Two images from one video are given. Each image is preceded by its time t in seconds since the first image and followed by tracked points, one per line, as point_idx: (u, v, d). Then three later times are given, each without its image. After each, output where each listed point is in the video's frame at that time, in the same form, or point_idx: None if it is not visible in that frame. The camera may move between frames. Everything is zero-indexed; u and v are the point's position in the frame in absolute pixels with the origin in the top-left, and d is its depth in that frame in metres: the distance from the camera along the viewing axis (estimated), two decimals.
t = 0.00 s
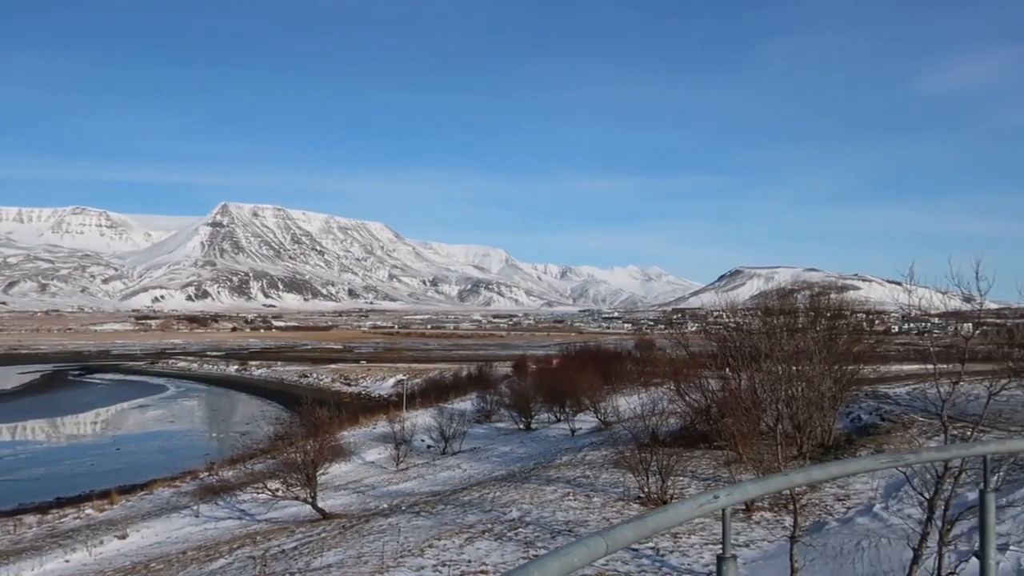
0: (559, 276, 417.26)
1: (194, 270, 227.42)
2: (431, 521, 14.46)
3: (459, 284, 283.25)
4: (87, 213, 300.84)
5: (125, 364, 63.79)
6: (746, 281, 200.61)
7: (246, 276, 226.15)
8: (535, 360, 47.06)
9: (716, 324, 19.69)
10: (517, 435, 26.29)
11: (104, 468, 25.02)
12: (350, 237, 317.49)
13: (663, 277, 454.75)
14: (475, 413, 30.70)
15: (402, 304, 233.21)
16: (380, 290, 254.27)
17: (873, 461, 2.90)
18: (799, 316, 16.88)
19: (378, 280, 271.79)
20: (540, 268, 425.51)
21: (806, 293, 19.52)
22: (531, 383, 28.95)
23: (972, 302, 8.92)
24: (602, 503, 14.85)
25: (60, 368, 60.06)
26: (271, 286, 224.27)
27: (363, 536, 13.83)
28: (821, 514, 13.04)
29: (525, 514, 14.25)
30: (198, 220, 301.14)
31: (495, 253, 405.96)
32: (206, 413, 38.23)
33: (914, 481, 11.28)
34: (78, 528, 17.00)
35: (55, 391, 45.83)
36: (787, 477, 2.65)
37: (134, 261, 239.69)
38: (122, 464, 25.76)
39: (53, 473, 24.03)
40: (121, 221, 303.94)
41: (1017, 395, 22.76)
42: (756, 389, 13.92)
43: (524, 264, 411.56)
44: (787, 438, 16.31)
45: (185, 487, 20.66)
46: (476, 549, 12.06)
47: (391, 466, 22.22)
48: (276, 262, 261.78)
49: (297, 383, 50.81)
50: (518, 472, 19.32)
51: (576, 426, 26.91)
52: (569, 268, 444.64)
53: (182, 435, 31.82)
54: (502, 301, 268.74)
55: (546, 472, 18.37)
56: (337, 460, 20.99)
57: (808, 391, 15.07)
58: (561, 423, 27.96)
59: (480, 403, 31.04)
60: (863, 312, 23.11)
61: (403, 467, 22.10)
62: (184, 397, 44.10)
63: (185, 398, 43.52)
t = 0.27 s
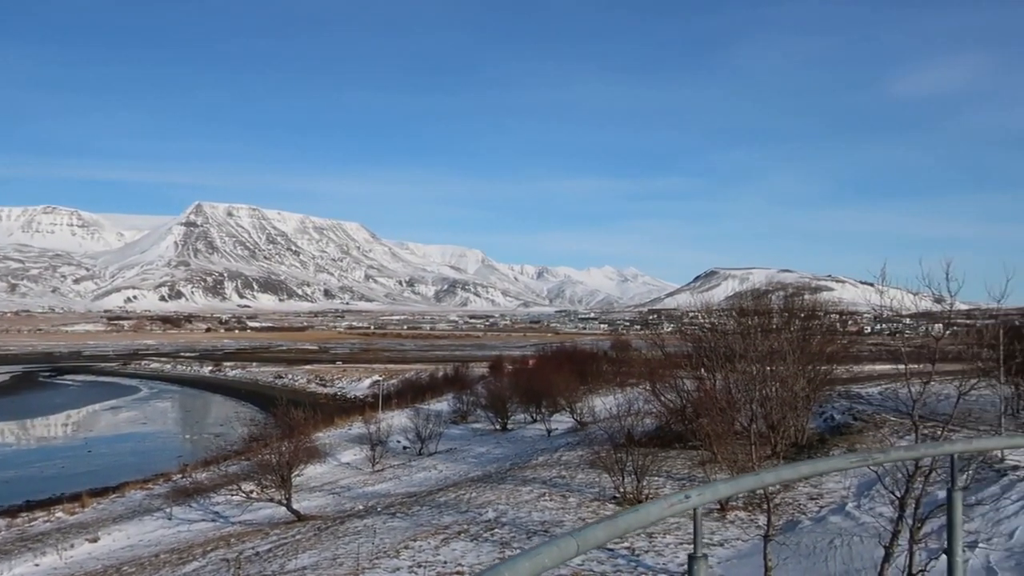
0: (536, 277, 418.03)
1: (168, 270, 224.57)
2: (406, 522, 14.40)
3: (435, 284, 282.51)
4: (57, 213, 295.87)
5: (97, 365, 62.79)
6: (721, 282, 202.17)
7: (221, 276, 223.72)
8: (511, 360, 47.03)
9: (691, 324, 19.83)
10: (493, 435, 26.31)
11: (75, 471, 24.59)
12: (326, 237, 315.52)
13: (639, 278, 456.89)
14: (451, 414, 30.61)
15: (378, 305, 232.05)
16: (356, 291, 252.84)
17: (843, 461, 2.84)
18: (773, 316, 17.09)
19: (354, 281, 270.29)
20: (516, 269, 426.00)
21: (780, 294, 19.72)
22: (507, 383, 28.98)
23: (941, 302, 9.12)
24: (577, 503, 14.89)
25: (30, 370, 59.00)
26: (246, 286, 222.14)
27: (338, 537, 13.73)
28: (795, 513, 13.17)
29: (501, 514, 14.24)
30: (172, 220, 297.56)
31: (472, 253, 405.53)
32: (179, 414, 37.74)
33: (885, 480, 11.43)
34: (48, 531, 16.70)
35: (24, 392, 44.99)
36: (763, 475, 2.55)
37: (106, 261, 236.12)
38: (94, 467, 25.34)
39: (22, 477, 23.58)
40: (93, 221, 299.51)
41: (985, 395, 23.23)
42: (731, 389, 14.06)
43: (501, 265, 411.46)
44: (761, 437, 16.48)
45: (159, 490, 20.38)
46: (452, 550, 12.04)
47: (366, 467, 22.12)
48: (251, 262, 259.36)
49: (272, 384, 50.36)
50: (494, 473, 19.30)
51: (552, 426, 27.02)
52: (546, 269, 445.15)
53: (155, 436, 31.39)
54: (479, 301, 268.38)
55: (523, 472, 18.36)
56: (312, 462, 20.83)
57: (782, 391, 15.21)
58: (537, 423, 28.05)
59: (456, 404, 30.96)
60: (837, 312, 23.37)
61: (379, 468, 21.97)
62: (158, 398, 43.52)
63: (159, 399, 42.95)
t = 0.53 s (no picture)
0: (510, 277, 418.45)
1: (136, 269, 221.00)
2: (379, 523, 14.31)
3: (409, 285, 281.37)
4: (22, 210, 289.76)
5: (63, 366, 61.63)
6: (692, 283, 203.94)
7: (191, 276, 220.65)
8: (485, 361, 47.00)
9: (664, 325, 19.96)
10: (466, 436, 26.26)
11: (40, 474, 24.07)
12: (299, 237, 312.66)
13: (612, 279, 459.28)
14: (423, 414, 30.51)
15: (351, 305, 230.46)
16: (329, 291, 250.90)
17: (810, 459, 2.81)
18: (744, 317, 17.28)
19: (326, 281, 268.20)
20: (490, 269, 426.12)
21: (751, 296, 19.93)
22: (480, 383, 28.97)
23: (909, 304, 9.28)
24: (550, 503, 14.91)
25: None
26: (217, 286, 219.36)
27: (310, 539, 13.62)
28: (766, 512, 13.30)
29: (474, 515, 14.22)
30: (141, 219, 292.89)
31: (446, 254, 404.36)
32: (148, 415, 37.17)
33: (854, 479, 11.61)
34: (12, 535, 16.33)
35: None
36: (733, 473, 2.49)
37: (72, 260, 231.64)
38: (60, 469, 24.85)
39: None
40: (60, 219, 293.95)
41: (950, 395, 23.73)
42: (702, 389, 14.17)
43: (475, 266, 410.99)
44: (732, 437, 16.63)
45: (127, 492, 20.05)
46: (424, 551, 12.00)
47: (338, 468, 21.96)
48: (222, 262, 256.26)
49: (243, 384, 49.80)
50: (466, 473, 19.26)
51: (525, 426, 27.09)
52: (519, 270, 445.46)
53: (124, 437, 30.88)
54: (452, 302, 267.87)
55: (495, 473, 18.34)
56: (284, 463, 20.63)
57: (753, 392, 15.37)
58: (510, 424, 28.07)
59: (428, 405, 30.85)
60: (807, 314, 23.67)
61: (351, 469, 21.83)
62: (126, 399, 42.81)
63: (127, 400, 42.25)
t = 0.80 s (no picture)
0: (485, 278, 418.10)
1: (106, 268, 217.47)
2: (352, 524, 14.22)
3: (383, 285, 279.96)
4: None
5: (30, 366, 60.43)
6: (666, 284, 205.44)
7: (162, 275, 217.54)
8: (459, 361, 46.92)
9: (638, 325, 20.04)
10: (441, 436, 26.21)
11: (7, 476, 23.55)
12: (272, 236, 309.84)
13: (587, 279, 461.09)
14: (397, 415, 30.36)
15: (325, 305, 228.70)
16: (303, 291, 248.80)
17: (783, 460, 2.80)
18: (717, 318, 17.44)
19: (300, 281, 266.01)
20: (465, 269, 425.53)
21: (724, 296, 20.10)
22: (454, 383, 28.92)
23: (879, 305, 9.43)
24: (524, 504, 14.92)
25: None
26: (189, 285, 216.52)
27: (283, 540, 13.49)
28: (738, 511, 13.43)
29: (449, 516, 14.18)
30: (111, 217, 288.27)
31: (421, 254, 403.06)
32: (118, 416, 36.58)
33: (825, 478, 11.77)
34: None
35: None
36: (707, 473, 2.47)
37: (40, 258, 227.28)
38: (27, 470, 24.35)
39: None
40: (27, 216, 288.24)
41: (919, 395, 24.19)
42: (676, 389, 14.31)
43: (450, 266, 410.34)
44: (706, 438, 16.75)
45: (95, 493, 19.70)
46: (398, 551, 11.94)
47: (312, 469, 21.79)
48: (194, 262, 253.08)
49: (215, 385, 49.21)
50: (441, 474, 19.20)
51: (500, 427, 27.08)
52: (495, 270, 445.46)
53: (93, 438, 30.35)
54: (427, 302, 267.04)
55: (469, 473, 18.30)
56: (256, 464, 20.42)
57: (725, 392, 15.51)
58: (484, 424, 28.06)
59: (403, 405, 30.69)
60: (779, 315, 23.94)
61: (324, 470, 21.67)
62: (94, 400, 42.09)
63: (95, 401, 41.51)
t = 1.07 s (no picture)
0: (465, 278, 417.59)
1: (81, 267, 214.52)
2: (331, 525, 14.12)
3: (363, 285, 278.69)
4: None
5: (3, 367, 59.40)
6: (646, 284, 206.53)
7: (139, 275, 214.93)
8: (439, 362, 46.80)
9: (617, 326, 20.09)
10: (420, 437, 26.14)
11: None
12: (251, 236, 307.29)
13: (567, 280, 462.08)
14: (377, 416, 30.22)
15: (304, 305, 227.10)
16: (281, 291, 246.92)
17: (759, 460, 2.82)
18: (695, 318, 17.54)
19: (279, 281, 264.04)
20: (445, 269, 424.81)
21: (703, 298, 20.21)
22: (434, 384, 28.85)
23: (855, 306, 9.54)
24: (503, 504, 14.91)
25: None
26: (166, 285, 214.11)
27: (260, 542, 13.37)
28: (716, 511, 13.52)
29: (428, 516, 14.14)
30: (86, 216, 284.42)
31: (401, 254, 401.72)
32: (93, 418, 36.07)
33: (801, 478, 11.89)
34: None
35: None
36: (685, 472, 2.47)
37: (13, 258, 223.67)
38: None
39: None
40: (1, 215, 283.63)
41: (895, 395, 24.48)
42: (654, 389, 14.39)
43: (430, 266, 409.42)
44: (684, 438, 16.85)
45: (70, 496, 19.41)
46: (377, 553, 11.88)
47: (290, 470, 21.62)
48: (171, 262, 250.40)
49: (192, 386, 48.70)
50: (420, 475, 19.15)
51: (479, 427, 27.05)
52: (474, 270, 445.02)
53: (68, 440, 29.91)
54: (407, 302, 266.10)
55: (449, 474, 18.25)
56: (234, 465, 20.22)
57: (703, 392, 15.60)
58: (464, 424, 28.01)
59: (382, 406, 30.54)
60: (758, 316, 24.11)
61: (303, 471, 21.53)
62: (69, 401, 41.47)
63: (70, 402, 40.90)
